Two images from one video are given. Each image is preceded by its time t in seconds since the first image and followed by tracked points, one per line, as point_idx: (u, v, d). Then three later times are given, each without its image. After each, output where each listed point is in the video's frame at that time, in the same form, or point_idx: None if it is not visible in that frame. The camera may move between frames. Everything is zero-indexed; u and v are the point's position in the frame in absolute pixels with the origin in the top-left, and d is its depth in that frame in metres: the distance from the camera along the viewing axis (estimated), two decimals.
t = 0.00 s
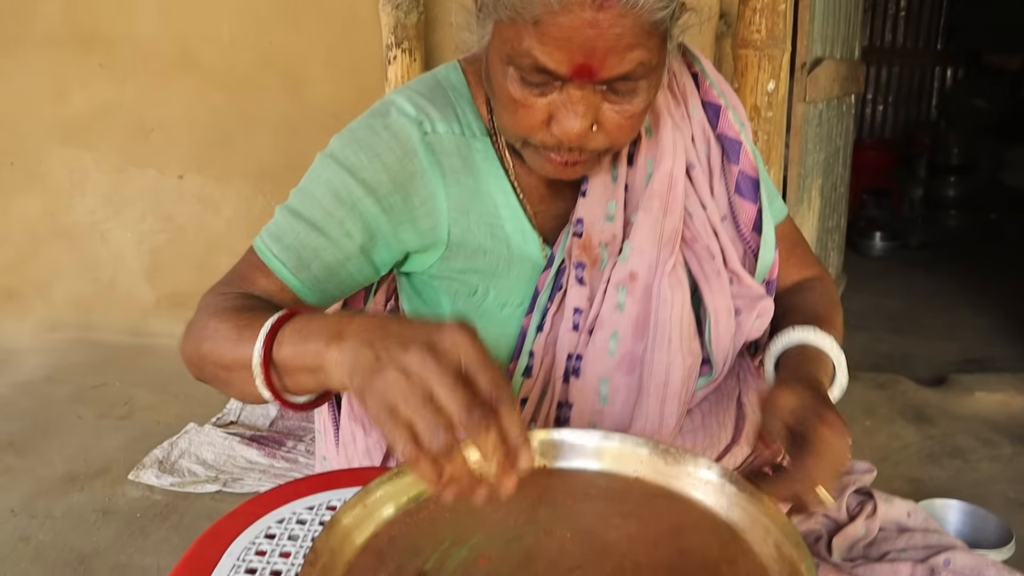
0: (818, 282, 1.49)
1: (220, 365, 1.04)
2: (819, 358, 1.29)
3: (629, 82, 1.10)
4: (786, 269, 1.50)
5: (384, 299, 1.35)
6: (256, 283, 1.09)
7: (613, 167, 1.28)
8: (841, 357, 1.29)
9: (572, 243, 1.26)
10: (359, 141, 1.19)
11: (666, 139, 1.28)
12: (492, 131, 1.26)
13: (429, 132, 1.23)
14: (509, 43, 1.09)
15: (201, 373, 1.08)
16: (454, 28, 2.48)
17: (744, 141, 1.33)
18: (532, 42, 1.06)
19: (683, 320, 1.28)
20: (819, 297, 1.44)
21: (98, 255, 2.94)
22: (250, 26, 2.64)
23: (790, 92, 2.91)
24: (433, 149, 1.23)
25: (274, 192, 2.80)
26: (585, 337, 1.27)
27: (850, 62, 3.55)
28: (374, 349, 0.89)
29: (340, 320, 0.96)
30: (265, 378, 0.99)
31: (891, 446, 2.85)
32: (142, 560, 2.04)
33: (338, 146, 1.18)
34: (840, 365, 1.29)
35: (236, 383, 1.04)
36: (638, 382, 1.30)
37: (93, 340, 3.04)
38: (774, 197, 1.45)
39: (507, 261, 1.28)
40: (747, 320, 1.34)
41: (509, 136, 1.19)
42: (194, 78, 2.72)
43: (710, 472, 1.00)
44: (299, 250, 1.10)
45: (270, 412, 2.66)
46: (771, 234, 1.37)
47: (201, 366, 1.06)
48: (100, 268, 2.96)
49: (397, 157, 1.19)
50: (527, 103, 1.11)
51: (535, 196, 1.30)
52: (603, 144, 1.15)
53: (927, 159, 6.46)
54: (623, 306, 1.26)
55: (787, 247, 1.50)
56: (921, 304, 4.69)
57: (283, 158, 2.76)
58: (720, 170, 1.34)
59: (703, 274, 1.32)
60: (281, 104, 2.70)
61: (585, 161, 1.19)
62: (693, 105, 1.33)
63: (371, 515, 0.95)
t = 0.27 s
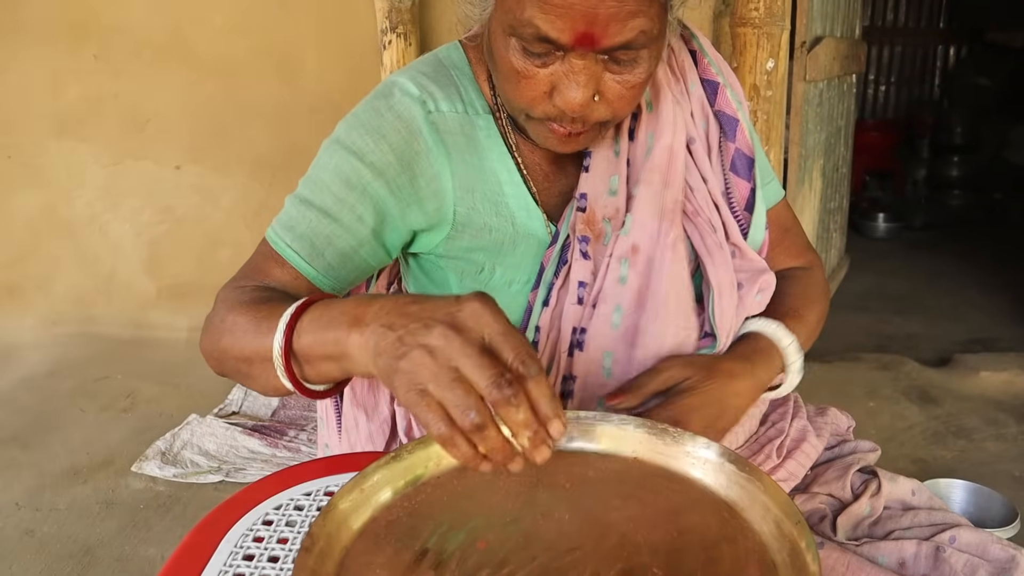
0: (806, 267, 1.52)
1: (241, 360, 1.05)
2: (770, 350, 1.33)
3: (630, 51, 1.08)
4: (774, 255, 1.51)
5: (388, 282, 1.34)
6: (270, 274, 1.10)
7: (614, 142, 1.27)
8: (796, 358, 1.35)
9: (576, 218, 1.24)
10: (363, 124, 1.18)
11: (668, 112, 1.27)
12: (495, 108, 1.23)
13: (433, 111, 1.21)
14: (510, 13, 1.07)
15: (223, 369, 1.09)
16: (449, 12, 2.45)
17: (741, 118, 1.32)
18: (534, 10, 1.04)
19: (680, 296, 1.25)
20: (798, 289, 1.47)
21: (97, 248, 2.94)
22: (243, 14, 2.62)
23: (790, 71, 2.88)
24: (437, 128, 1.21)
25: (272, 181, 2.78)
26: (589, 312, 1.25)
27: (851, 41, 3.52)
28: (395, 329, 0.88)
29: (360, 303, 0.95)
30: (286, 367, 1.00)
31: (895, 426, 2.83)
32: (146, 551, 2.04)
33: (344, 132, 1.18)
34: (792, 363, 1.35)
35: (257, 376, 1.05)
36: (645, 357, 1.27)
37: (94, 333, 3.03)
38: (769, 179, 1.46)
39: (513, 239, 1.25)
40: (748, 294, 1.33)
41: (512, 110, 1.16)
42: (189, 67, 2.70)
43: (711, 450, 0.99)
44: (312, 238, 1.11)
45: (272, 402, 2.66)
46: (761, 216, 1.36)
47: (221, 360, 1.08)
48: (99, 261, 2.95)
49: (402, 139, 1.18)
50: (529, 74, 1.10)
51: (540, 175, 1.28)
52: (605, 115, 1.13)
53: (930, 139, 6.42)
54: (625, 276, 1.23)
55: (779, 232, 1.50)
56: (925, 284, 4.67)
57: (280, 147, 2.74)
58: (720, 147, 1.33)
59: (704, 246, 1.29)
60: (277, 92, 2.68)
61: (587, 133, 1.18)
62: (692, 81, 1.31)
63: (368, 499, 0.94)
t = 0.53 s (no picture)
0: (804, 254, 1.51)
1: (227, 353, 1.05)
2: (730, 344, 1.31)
3: (613, 32, 1.08)
4: (770, 241, 1.50)
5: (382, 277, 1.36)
6: (257, 263, 1.11)
7: (602, 133, 1.27)
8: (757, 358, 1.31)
9: (565, 212, 1.24)
10: (350, 113, 1.18)
11: (651, 107, 1.27)
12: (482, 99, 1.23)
13: (420, 101, 1.21)
14: None
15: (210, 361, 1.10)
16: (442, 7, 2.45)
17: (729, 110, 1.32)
18: None
19: (659, 292, 1.26)
20: (790, 277, 1.47)
21: (91, 246, 2.93)
22: (236, 11, 2.61)
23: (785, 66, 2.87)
24: (425, 118, 1.20)
25: (266, 178, 2.77)
26: (574, 308, 1.25)
27: (845, 35, 3.51)
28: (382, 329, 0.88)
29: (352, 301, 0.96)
30: (274, 362, 1.01)
31: (891, 420, 2.84)
32: (141, 549, 2.04)
33: (331, 122, 1.18)
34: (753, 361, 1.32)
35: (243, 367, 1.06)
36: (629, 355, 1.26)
37: (89, 332, 3.02)
38: (763, 169, 1.46)
39: (501, 229, 1.25)
40: (736, 286, 1.34)
41: (498, 99, 1.16)
42: (182, 64, 2.69)
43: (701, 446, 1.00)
44: (299, 226, 1.12)
45: (268, 400, 2.65)
46: (749, 209, 1.36)
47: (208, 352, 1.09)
48: (93, 259, 2.94)
49: (389, 128, 1.18)
50: (514, 58, 1.09)
51: (529, 167, 1.27)
52: (591, 100, 1.12)
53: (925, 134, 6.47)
54: (609, 275, 1.24)
55: (775, 221, 1.49)
56: (921, 279, 4.67)
57: (273, 143, 2.73)
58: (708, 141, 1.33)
59: (693, 239, 1.30)
60: (270, 89, 2.67)
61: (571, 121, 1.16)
62: (680, 73, 1.31)
63: (361, 493, 0.94)
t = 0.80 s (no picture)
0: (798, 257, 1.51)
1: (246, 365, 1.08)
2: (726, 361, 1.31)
3: None
4: (764, 240, 1.51)
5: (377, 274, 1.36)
6: (269, 281, 1.16)
7: (591, 135, 1.27)
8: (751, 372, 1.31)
9: (560, 210, 1.24)
10: (345, 120, 1.18)
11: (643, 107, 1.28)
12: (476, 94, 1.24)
13: (414, 100, 1.21)
14: None
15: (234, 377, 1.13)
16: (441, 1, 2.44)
17: (723, 105, 1.34)
18: None
19: (651, 292, 1.25)
20: (785, 279, 1.47)
21: (88, 241, 2.92)
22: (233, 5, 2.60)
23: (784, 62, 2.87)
24: (418, 117, 1.20)
25: (264, 174, 2.77)
26: (570, 308, 1.24)
27: (844, 31, 3.51)
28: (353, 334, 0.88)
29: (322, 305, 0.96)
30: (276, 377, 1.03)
31: (888, 416, 2.84)
32: (139, 544, 2.04)
33: (329, 130, 1.19)
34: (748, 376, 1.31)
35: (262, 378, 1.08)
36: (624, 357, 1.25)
37: (87, 327, 3.02)
38: (758, 168, 1.47)
39: (496, 227, 1.25)
40: (731, 284, 1.33)
41: (496, 74, 1.16)
42: (179, 58, 2.68)
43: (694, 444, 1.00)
44: (307, 242, 1.15)
45: (265, 395, 2.65)
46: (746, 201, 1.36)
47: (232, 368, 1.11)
48: (91, 254, 2.94)
49: (384, 130, 1.18)
50: (512, 23, 1.11)
51: (523, 163, 1.28)
52: (592, 67, 1.13)
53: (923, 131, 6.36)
54: (603, 278, 1.23)
55: (767, 220, 1.50)
56: (918, 275, 4.68)
57: (271, 138, 2.73)
58: (703, 136, 1.34)
59: (679, 242, 1.30)
60: (268, 84, 2.67)
61: (571, 91, 1.16)
62: (675, 69, 1.33)
63: (358, 489, 0.94)
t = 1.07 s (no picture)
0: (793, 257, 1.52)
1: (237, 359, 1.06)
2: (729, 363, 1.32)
3: None
4: (760, 241, 1.50)
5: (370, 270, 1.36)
6: (257, 275, 1.12)
7: (591, 130, 1.27)
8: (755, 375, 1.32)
9: (557, 208, 1.24)
10: (340, 114, 1.17)
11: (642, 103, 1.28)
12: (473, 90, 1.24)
13: (409, 96, 1.20)
14: None
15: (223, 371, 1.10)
16: None
17: (723, 103, 1.34)
18: None
19: (654, 291, 1.25)
20: (784, 279, 1.47)
21: (83, 237, 2.91)
22: None
23: (780, 58, 2.86)
24: (414, 113, 1.20)
25: (260, 170, 2.77)
26: (567, 306, 1.25)
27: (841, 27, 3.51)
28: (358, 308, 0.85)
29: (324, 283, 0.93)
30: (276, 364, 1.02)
31: (884, 412, 2.85)
32: (134, 540, 2.04)
33: (322, 124, 1.17)
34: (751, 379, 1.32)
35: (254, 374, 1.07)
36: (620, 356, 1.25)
37: (82, 323, 3.01)
38: (755, 164, 1.47)
39: (490, 226, 1.25)
40: (730, 284, 1.33)
41: (496, 64, 1.16)
42: (174, 54, 2.67)
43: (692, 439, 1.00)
44: (297, 237, 1.12)
45: (261, 392, 2.64)
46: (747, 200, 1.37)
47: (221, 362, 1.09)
48: (86, 250, 2.93)
49: (378, 126, 1.18)
50: (516, 10, 1.10)
51: (519, 161, 1.29)
52: (594, 59, 1.13)
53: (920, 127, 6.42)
54: (601, 275, 1.23)
55: (764, 219, 1.50)
56: (915, 272, 4.68)
57: (267, 134, 2.72)
58: (702, 133, 1.35)
59: (681, 238, 1.31)
60: (264, 79, 2.66)
61: (574, 82, 1.15)
62: (673, 67, 1.34)
63: (352, 484, 0.93)
